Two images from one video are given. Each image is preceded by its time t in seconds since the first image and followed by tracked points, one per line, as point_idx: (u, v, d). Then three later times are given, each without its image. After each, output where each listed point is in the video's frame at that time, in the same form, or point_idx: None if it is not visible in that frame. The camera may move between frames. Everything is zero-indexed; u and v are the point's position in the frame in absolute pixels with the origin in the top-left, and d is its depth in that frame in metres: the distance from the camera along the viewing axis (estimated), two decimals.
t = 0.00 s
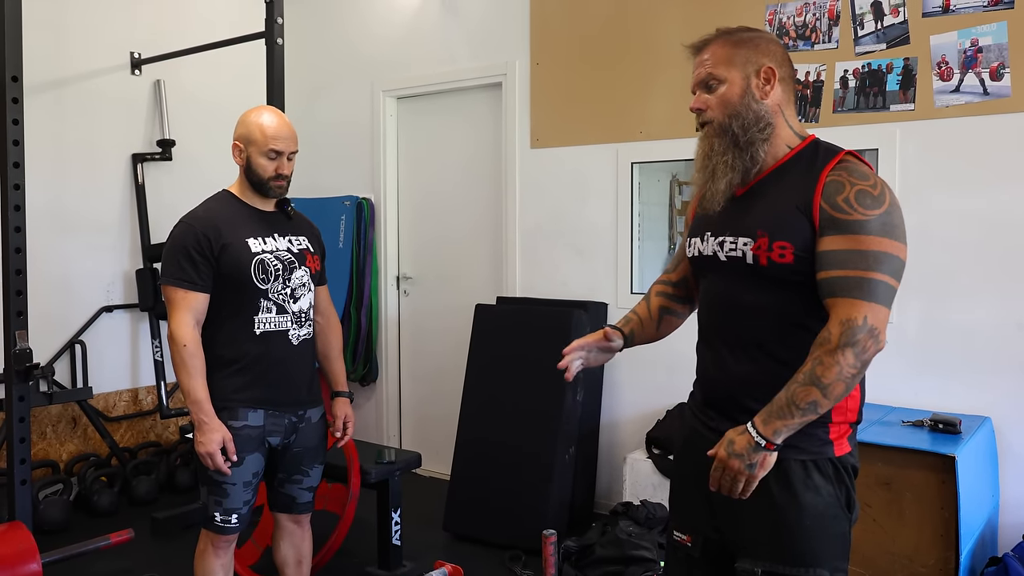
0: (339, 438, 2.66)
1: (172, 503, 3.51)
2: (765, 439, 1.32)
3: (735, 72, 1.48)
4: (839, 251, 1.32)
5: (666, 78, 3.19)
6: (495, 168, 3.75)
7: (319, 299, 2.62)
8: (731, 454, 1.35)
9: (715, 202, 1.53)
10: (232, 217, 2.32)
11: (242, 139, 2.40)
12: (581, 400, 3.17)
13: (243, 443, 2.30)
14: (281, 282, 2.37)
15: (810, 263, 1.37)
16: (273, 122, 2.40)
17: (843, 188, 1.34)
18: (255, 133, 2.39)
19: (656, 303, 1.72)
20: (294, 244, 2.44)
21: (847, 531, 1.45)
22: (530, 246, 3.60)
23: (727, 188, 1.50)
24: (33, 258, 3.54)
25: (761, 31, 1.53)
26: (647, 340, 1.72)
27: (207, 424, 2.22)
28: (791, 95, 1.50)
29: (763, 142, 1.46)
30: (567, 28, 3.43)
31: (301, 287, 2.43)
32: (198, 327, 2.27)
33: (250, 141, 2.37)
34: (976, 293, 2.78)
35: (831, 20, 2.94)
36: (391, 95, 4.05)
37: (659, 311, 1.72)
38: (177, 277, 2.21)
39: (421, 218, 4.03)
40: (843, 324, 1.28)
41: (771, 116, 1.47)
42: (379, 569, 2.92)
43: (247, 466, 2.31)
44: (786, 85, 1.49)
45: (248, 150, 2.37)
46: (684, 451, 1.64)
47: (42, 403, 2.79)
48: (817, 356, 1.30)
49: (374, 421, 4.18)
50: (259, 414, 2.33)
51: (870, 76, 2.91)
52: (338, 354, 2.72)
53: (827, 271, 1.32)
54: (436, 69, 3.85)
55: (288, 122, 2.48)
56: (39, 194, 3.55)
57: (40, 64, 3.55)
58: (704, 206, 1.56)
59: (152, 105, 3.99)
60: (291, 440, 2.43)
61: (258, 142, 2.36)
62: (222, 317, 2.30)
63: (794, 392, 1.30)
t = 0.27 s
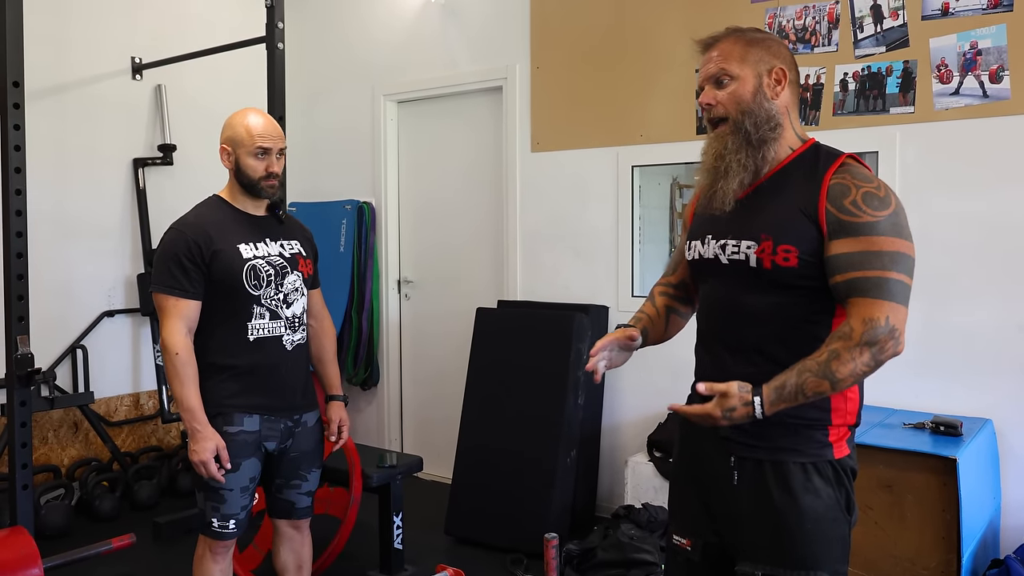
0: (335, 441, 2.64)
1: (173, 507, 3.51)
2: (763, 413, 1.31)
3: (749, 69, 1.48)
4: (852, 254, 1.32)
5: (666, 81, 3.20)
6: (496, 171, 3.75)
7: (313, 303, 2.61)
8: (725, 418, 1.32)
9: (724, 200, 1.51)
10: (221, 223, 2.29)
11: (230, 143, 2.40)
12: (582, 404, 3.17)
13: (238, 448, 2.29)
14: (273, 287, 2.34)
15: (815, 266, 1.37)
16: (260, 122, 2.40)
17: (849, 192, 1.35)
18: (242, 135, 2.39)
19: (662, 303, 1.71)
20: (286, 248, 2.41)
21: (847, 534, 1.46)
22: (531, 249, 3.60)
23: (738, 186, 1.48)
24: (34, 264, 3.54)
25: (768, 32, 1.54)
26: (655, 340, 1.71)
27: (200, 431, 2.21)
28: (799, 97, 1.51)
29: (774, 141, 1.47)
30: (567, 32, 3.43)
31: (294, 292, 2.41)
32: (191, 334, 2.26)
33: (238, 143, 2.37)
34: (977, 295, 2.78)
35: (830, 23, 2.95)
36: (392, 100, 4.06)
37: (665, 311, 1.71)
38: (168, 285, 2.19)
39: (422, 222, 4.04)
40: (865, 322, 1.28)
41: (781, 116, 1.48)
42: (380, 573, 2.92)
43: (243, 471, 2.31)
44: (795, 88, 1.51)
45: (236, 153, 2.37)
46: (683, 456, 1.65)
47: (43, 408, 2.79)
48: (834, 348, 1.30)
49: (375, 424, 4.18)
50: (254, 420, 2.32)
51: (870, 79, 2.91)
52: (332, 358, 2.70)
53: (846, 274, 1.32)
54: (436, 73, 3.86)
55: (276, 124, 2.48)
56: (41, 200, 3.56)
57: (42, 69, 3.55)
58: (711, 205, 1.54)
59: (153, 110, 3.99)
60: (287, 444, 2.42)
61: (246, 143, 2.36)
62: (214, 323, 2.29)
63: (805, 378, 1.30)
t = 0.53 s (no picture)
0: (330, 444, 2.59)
1: (174, 512, 3.51)
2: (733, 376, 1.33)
3: (755, 76, 1.48)
4: (854, 258, 1.32)
5: (667, 86, 3.21)
6: (497, 176, 3.76)
7: (304, 305, 2.56)
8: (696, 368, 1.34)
9: (727, 206, 1.52)
10: (209, 231, 2.24)
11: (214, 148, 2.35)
12: (583, 408, 3.17)
13: (235, 453, 2.23)
14: (265, 295, 2.30)
15: (817, 270, 1.37)
16: (244, 124, 2.36)
17: (851, 198, 1.35)
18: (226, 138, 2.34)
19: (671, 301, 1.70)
20: (276, 254, 2.37)
21: (848, 538, 1.46)
22: (532, 254, 3.61)
23: (742, 191, 1.50)
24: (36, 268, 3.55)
25: (773, 38, 1.55)
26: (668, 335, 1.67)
27: (193, 442, 2.15)
28: (803, 104, 1.52)
29: (779, 149, 1.47)
30: (568, 37, 3.44)
31: (285, 299, 2.37)
32: (181, 345, 2.20)
33: (221, 146, 2.32)
34: (979, 300, 2.78)
35: (831, 28, 2.96)
36: (393, 105, 4.07)
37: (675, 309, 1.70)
38: (158, 296, 2.13)
39: (423, 226, 4.04)
40: (853, 322, 1.28)
41: (785, 123, 1.49)
42: None
43: (241, 476, 2.25)
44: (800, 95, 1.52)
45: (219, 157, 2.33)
46: (684, 460, 1.65)
47: (44, 412, 2.80)
48: (818, 338, 1.30)
49: (377, 429, 4.18)
50: (251, 424, 2.27)
51: (870, 83, 2.92)
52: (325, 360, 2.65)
53: (839, 275, 1.32)
54: (437, 78, 3.87)
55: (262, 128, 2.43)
56: (43, 204, 3.57)
57: (44, 75, 3.57)
58: (715, 211, 1.56)
59: (155, 115, 4.01)
60: (285, 448, 2.37)
61: (230, 145, 2.31)
62: (205, 334, 2.23)
63: (782, 358, 1.31)
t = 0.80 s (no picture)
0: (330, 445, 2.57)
1: (175, 517, 3.51)
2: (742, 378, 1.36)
3: (757, 82, 1.49)
4: (859, 266, 1.32)
5: (667, 91, 3.21)
6: (498, 180, 3.76)
7: (302, 307, 2.55)
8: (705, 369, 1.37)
9: (730, 213, 1.52)
10: (204, 239, 2.23)
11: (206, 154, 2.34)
12: (584, 412, 3.17)
13: (236, 456, 2.24)
14: (261, 301, 2.29)
15: (821, 277, 1.38)
16: (236, 130, 2.36)
17: (856, 205, 1.36)
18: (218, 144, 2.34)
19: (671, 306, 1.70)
20: (271, 260, 2.37)
21: (849, 541, 1.46)
22: (533, 258, 3.61)
23: (744, 198, 1.49)
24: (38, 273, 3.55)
25: (778, 43, 1.55)
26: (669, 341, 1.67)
27: (191, 452, 2.15)
28: (807, 109, 1.51)
29: (780, 156, 1.47)
30: (569, 41, 3.45)
31: (282, 304, 2.36)
32: (179, 352, 2.20)
33: (214, 152, 2.31)
34: (979, 304, 2.79)
35: (831, 33, 2.97)
36: (394, 109, 4.07)
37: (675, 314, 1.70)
38: (155, 305, 2.13)
39: (424, 230, 4.04)
40: (863, 329, 1.29)
41: (788, 130, 1.49)
42: None
43: (242, 479, 2.26)
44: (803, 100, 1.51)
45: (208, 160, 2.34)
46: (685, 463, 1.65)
47: (45, 417, 2.79)
48: (828, 344, 1.31)
49: (377, 432, 4.18)
50: (252, 427, 2.27)
51: (871, 88, 2.92)
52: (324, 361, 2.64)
53: (847, 283, 1.32)
54: (438, 83, 3.87)
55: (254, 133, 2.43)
56: (45, 209, 3.57)
57: (45, 79, 3.57)
58: (717, 218, 1.56)
59: (156, 119, 4.01)
60: (286, 449, 2.37)
61: (223, 151, 2.31)
62: (204, 341, 2.23)
63: (792, 364, 1.33)
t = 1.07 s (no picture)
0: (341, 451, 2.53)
1: (177, 519, 3.52)
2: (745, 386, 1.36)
3: (766, 82, 1.49)
4: (860, 271, 1.32)
5: (668, 94, 3.21)
6: (499, 183, 3.77)
7: (318, 312, 2.54)
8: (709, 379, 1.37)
9: (734, 211, 1.51)
10: (220, 239, 2.25)
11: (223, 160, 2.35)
12: (585, 415, 3.17)
13: (245, 457, 2.24)
14: (274, 302, 2.29)
15: (822, 282, 1.38)
16: (252, 138, 2.34)
17: (857, 209, 1.35)
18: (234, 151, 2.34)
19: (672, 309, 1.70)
20: (286, 262, 2.36)
21: (851, 545, 1.46)
22: (533, 261, 3.62)
23: (749, 198, 1.49)
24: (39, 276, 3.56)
25: (783, 46, 1.55)
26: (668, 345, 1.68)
27: (194, 447, 2.15)
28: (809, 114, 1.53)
29: (786, 156, 1.47)
30: (569, 44, 3.45)
31: (295, 305, 2.36)
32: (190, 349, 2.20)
33: (229, 159, 2.31)
34: (980, 306, 2.79)
35: (832, 36, 2.96)
36: (395, 112, 4.08)
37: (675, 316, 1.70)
38: (168, 302, 2.15)
39: (426, 232, 4.04)
40: (865, 335, 1.29)
41: (793, 132, 1.49)
42: None
43: (251, 480, 2.26)
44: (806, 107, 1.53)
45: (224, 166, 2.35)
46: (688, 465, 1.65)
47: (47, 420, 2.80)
48: (831, 350, 1.31)
49: (378, 434, 4.19)
50: (263, 428, 2.27)
51: (872, 91, 2.92)
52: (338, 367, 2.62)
53: (849, 289, 1.32)
54: (439, 85, 3.88)
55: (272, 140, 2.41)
56: (46, 212, 3.57)
57: (46, 83, 3.57)
58: (720, 217, 1.55)
59: (157, 122, 4.01)
60: (297, 452, 2.37)
61: (237, 159, 2.30)
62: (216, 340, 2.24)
63: (795, 371, 1.33)
